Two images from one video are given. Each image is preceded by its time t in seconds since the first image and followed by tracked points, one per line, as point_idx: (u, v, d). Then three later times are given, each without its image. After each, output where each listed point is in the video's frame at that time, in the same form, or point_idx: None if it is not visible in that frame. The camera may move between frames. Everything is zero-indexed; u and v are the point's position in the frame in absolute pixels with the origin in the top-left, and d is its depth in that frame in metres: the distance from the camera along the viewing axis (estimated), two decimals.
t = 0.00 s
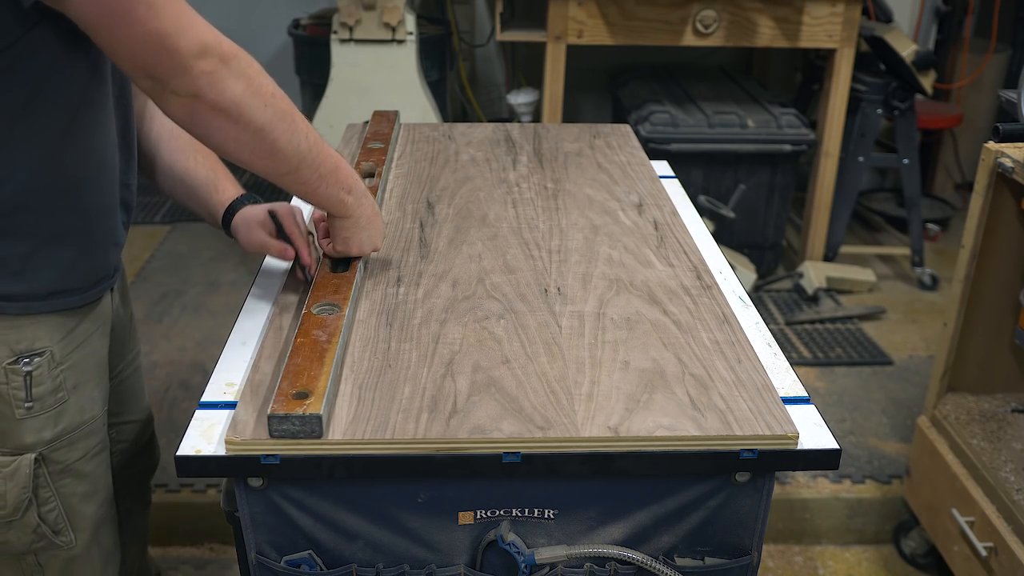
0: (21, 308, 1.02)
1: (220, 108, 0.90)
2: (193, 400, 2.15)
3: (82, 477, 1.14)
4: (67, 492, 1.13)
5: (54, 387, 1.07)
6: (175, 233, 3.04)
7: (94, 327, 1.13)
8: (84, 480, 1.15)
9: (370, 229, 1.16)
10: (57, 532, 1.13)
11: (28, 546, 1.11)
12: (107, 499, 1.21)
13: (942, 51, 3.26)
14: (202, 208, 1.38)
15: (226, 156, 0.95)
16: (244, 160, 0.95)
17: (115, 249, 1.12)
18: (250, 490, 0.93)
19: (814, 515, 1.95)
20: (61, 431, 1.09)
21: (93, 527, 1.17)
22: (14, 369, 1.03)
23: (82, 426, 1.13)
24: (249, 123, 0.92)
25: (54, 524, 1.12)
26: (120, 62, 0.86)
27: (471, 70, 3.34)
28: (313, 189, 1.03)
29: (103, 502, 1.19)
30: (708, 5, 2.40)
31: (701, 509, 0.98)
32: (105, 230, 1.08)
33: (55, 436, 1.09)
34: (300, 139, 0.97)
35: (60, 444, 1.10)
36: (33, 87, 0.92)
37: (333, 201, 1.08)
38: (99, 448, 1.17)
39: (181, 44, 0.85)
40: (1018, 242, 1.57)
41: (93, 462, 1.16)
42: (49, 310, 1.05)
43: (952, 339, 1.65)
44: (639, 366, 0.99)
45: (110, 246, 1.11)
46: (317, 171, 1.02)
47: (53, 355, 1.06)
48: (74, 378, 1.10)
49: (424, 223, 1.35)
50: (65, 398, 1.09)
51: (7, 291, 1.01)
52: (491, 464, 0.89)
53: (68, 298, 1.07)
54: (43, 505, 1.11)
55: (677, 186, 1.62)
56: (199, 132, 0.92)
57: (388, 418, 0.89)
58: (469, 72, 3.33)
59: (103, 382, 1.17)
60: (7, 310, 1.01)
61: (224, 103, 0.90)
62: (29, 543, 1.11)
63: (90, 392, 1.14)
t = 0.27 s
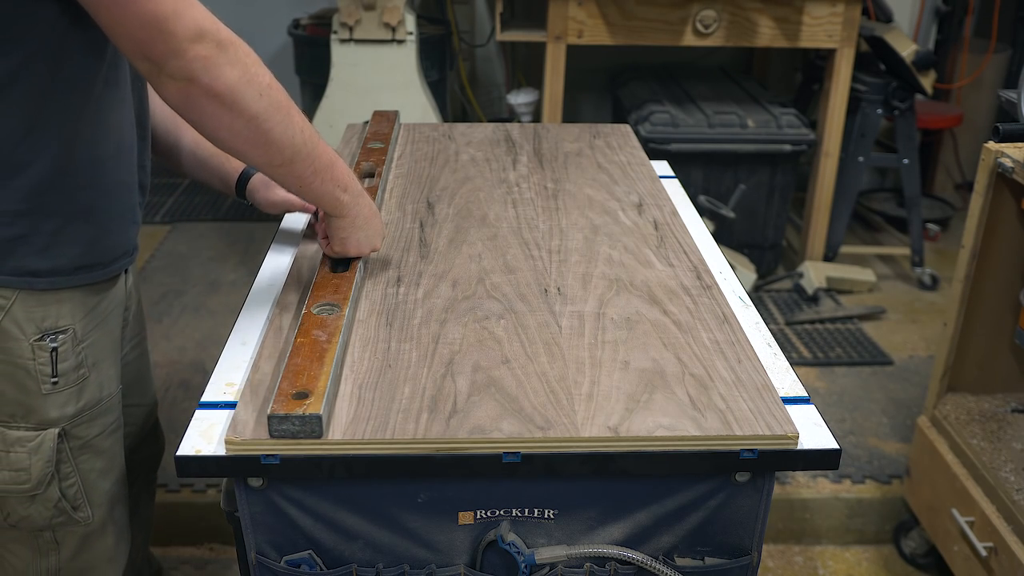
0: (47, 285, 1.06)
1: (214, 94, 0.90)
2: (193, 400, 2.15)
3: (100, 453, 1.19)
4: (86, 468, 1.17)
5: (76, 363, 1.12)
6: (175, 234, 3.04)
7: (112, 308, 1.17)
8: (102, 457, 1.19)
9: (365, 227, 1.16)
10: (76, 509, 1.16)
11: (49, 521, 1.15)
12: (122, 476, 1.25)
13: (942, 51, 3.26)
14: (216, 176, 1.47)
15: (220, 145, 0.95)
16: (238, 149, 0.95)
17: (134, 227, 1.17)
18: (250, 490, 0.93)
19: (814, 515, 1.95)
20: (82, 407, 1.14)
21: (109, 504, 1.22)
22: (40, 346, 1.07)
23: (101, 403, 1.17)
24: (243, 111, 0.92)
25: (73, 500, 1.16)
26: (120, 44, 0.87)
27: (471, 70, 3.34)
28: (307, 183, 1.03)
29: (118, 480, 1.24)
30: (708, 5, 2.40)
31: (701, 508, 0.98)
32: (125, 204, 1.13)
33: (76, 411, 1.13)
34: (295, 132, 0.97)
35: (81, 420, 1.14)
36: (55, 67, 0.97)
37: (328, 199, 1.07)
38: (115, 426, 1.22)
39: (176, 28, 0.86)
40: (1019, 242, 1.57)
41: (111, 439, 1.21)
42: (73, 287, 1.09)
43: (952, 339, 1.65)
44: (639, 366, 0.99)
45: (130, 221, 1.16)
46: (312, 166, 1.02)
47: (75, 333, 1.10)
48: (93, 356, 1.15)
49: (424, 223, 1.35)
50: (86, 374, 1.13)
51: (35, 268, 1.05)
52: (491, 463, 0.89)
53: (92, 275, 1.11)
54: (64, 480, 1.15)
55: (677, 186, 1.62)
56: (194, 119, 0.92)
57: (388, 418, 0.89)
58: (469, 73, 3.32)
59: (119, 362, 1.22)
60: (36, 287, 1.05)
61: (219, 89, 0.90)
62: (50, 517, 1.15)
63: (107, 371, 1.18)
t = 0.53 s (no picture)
0: (71, 267, 1.12)
1: (213, 81, 0.90)
2: (193, 400, 2.15)
3: (114, 431, 1.25)
4: (101, 445, 1.24)
5: (96, 344, 1.18)
6: (175, 234, 3.04)
7: (128, 292, 1.23)
8: (115, 434, 1.26)
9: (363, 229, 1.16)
10: (92, 486, 1.23)
11: (68, 498, 1.20)
12: (132, 455, 1.31)
13: (942, 51, 3.26)
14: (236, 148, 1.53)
15: (219, 134, 0.95)
16: (236, 139, 0.95)
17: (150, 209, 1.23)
18: (250, 490, 0.93)
19: (814, 515, 1.95)
20: (99, 387, 1.20)
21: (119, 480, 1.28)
22: (63, 327, 1.13)
23: (116, 383, 1.23)
24: (242, 101, 0.92)
25: (90, 477, 1.23)
26: (123, 27, 0.88)
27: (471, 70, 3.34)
28: (305, 178, 1.02)
29: (129, 458, 1.30)
30: (708, 5, 2.40)
31: (701, 509, 0.98)
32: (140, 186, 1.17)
33: (95, 391, 1.19)
34: (294, 125, 0.97)
35: (97, 399, 1.21)
36: (71, 55, 1.01)
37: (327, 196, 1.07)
38: (128, 407, 1.28)
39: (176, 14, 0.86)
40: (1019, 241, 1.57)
41: (123, 419, 1.27)
42: (94, 270, 1.15)
43: (952, 339, 1.65)
44: (639, 366, 0.99)
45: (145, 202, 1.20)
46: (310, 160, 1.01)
47: (95, 315, 1.16)
48: (109, 338, 1.21)
49: (424, 223, 1.35)
50: (104, 355, 1.20)
51: (58, 247, 1.10)
52: (491, 464, 0.89)
53: (111, 256, 1.16)
54: (81, 457, 1.21)
55: (677, 186, 1.62)
56: (193, 106, 0.92)
57: (388, 418, 0.89)
58: (469, 73, 3.32)
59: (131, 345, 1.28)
60: (60, 268, 1.11)
61: (218, 76, 0.90)
62: (69, 495, 1.20)
63: (122, 353, 1.24)
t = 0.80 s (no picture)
0: (91, 251, 1.12)
1: (217, 70, 0.91)
2: (194, 400, 2.15)
3: (129, 415, 1.26)
4: (116, 429, 1.25)
5: (114, 326, 1.18)
6: (175, 234, 3.04)
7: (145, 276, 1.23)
8: (131, 418, 1.26)
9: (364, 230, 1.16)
10: (107, 468, 1.24)
11: (84, 480, 1.22)
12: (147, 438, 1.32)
13: (942, 51, 3.26)
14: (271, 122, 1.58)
15: (220, 123, 0.95)
16: (236, 128, 0.95)
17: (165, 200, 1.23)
18: (250, 490, 0.93)
19: (814, 515, 1.95)
20: (117, 369, 1.20)
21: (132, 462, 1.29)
22: (83, 309, 1.13)
23: (132, 366, 1.24)
24: (245, 90, 0.92)
25: (105, 459, 1.24)
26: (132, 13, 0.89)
27: (471, 70, 3.34)
28: (305, 173, 1.02)
29: (144, 441, 1.31)
30: (708, 5, 2.40)
31: (701, 508, 0.98)
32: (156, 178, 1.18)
33: (113, 373, 1.20)
34: (297, 119, 0.97)
35: (115, 381, 1.21)
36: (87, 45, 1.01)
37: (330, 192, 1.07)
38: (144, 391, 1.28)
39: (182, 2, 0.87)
40: (1019, 241, 1.57)
41: (138, 402, 1.27)
42: (113, 255, 1.15)
43: (952, 339, 1.65)
44: (639, 366, 0.99)
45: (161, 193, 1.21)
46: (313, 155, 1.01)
47: (113, 299, 1.17)
48: (126, 321, 1.21)
49: (424, 223, 1.35)
50: (122, 338, 1.20)
51: (79, 233, 1.11)
52: (491, 464, 0.89)
53: (130, 243, 1.17)
54: (98, 439, 1.22)
55: (677, 186, 1.62)
56: (196, 93, 0.92)
57: (388, 418, 0.89)
58: (469, 73, 3.32)
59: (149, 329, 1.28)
60: (81, 253, 1.11)
61: (222, 64, 0.90)
62: (86, 476, 1.22)
63: (139, 337, 1.25)
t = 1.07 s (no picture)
0: (87, 227, 1.13)
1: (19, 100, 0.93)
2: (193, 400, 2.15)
3: (138, 395, 1.23)
4: (122, 409, 1.22)
5: (115, 301, 1.18)
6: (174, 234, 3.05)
7: (169, 258, 1.22)
8: (140, 399, 1.23)
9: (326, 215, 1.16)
10: (110, 448, 1.22)
11: (84, 456, 1.21)
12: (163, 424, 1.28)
13: (942, 51, 3.26)
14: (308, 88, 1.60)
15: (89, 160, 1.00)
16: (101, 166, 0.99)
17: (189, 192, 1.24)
18: (250, 490, 0.93)
19: (814, 515, 1.95)
20: (118, 344, 1.19)
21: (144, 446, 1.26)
22: (78, 280, 1.15)
23: (142, 345, 1.21)
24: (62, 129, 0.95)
25: (107, 438, 1.22)
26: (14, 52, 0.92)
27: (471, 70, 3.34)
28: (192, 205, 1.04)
29: (159, 425, 1.27)
30: (708, 5, 2.40)
31: (701, 508, 0.98)
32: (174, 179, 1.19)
33: (111, 347, 1.18)
34: (144, 160, 1.00)
35: (120, 356, 1.19)
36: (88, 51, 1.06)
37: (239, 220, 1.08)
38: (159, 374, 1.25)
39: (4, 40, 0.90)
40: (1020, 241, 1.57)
41: (150, 383, 1.24)
42: (117, 233, 1.15)
43: (952, 339, 1.65)
44: (639, 366, 0.99)
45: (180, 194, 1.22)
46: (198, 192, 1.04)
47: (114, 273, 1.17)
48: (136, 299, 1.19)
49: (424, 223, 1.35)
50: (125, 314, 1.19)
51: (76, 211, 1.12)
52: (491, 464, 0.89)
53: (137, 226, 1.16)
54: (97, 415, 1.20)
55: (677, 186, 1.62)
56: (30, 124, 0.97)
57: (388, 418, 0.89)
58: (469, 73, 3.33)
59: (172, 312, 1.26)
60: (74, 227, 1.13)
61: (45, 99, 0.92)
62: (83, 451, 1.21)
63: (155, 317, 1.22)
